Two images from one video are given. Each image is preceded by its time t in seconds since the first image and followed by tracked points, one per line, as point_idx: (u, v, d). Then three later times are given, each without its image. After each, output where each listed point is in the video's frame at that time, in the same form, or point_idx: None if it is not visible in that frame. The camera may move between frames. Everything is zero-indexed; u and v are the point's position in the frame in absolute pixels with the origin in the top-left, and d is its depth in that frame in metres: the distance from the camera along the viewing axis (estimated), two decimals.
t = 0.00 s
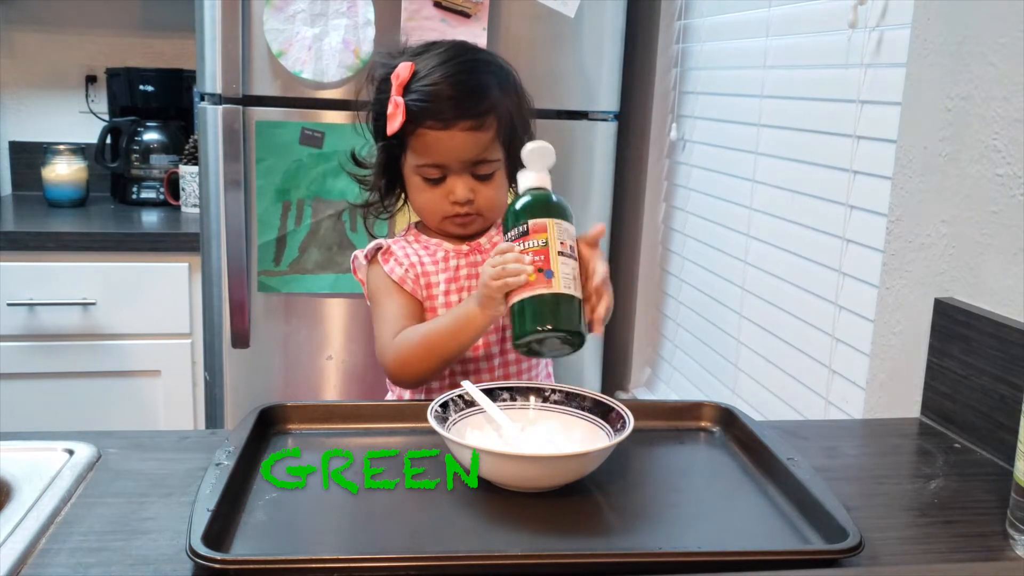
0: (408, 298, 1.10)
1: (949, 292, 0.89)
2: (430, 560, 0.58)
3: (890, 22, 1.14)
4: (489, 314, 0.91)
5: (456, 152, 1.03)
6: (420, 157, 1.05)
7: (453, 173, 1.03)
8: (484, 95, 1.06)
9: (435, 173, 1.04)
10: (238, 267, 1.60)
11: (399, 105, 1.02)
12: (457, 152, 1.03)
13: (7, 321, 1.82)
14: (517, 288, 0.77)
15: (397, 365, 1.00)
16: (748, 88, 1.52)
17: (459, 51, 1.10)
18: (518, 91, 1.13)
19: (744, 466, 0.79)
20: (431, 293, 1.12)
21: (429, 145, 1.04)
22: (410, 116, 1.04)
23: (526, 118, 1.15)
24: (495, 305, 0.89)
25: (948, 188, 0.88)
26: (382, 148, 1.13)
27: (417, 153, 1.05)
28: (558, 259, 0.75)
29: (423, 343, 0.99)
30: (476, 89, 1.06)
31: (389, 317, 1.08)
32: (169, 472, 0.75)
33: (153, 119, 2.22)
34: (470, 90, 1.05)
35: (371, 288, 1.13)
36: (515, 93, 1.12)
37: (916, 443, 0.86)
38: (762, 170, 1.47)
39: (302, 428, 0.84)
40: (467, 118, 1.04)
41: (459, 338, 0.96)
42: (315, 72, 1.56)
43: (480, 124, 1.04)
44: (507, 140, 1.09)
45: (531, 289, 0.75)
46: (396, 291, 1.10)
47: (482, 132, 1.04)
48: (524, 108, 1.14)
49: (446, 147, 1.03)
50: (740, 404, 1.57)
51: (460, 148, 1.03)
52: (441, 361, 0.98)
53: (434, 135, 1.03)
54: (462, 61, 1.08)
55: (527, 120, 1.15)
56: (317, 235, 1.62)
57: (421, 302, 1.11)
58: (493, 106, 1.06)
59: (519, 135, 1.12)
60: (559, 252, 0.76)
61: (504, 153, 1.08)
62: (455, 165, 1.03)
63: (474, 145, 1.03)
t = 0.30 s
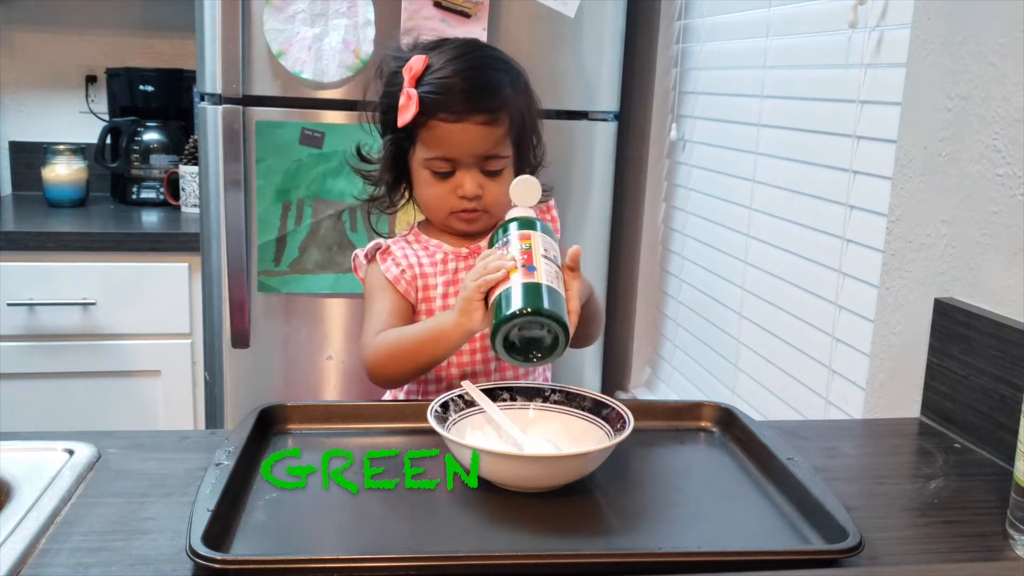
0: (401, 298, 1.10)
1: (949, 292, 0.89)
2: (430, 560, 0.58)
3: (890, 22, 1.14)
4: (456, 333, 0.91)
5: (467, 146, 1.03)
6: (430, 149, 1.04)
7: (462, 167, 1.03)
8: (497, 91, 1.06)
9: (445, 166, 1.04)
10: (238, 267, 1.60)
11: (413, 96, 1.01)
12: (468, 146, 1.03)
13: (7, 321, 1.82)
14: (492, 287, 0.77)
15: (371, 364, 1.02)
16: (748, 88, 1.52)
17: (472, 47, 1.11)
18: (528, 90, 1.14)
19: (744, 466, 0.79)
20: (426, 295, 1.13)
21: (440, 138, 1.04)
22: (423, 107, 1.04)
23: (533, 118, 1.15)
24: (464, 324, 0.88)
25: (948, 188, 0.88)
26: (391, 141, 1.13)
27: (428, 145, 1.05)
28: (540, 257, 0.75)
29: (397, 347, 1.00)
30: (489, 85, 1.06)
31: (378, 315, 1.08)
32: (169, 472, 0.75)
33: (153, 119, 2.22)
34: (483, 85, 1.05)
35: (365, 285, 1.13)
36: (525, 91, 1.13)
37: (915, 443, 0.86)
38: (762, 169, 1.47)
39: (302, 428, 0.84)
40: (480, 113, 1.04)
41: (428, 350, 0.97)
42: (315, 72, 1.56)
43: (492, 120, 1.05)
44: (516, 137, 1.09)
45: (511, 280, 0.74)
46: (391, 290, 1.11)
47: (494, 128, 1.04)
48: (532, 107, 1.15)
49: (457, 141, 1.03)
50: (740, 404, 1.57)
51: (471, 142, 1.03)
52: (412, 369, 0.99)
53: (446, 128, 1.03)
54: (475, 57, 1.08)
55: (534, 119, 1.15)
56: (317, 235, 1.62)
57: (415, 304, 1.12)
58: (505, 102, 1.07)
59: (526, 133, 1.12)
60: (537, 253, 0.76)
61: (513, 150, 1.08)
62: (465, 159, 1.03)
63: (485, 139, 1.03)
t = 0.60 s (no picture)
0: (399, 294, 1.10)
1: (949, 292, 0.89)
2: (429, 560, 0.58)
3: (890, 22, 1.14)
4: (425, 332, 0.89)
5: (468, 147, 1.03)
6: (430, 151, 1.04)
7: (463, 168, 1.03)
8: (498, 91, 1.06)
9: (445, 168, 1.03)
10: (238, 267, 1.60)
11: (410, 100, 1.02)
12: (469, 147, 1.03)
13: (7, 321, 1.82)
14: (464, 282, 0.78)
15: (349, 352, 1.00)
16: (748, 88, 1.52)
17: (471, 47, 1.11)
18: (528, 89, 1.14)
19: (744, 466, 0.79)
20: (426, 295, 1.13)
21: (441, 140, 1.04)
22: (422, 109, 1.04)
23: (533, 117, 1.16)
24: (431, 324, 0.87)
25: (948, 188, 0.88)
26: (389, 143, 1.12)
27: (428, 148, 1.04)
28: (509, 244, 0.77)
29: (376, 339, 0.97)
30: (490, 85, 1.06)
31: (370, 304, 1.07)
32: (169, 472, 0.75)
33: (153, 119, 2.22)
34: (483, 85, 1.05)
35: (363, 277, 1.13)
36: (525, 91, 1.13)
37: (915, 443, 0.86)
38: (761, 169, 1.47)
39: (303, 428, 0.84)
40: (480, 114, 1.04)
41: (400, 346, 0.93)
42: (315, 72, 1.56)
43: (494, 120, 1.05)
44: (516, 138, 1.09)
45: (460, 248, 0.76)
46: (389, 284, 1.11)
47: (495, 129, 1.04)
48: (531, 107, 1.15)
49: (457, 143, 1.03)
50: (740, 404, 1.57)
51: (472, 144, 1.03)
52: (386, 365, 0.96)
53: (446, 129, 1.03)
54: (474, 57, 1.08)
55: (533, 119, 1.15)
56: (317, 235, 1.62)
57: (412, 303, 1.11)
58: (506, 102, 1.07)
59: (526, 133, 1.13)
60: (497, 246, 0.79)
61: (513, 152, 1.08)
62: (465, 161, 1.03)
63: (486, 141, 1.04)
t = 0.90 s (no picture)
0: (395, 299, 1.10)
1: (950, 292, 0.89)
2: (429, 560, 0.58)
3: (890, 22, 1.14)
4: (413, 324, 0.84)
5: (461, 166, 1.02)
6: (422, 173, 1.03)
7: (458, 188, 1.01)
8: (489, 108, 1.06)
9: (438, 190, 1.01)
10: (238, 267, 1.60)
11: (400, 119, 1.01)
12: (462, 167, 1.02)
13: (7, 321, 1.82)
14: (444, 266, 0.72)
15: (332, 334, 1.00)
16: (748, 88, 1.52)
17: (460, 63, 1.10)
18: (521, 103, 1.13)
19: (744, 466, 0.79)
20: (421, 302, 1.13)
21: (432, 161, 1.02)
22: (413, 130, 1.03)
23: (528, 133, 1.15)
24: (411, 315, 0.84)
25: (948, 187, 0.88)
26: (382, 165, 1.12)
27: (419, 169, 1.03)
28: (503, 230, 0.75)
29: (359, 316, 0.96)
30: (481, 102, 1.05)
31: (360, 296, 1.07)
32: (169, 472, 0.75)
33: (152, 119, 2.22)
34: (474, 103, 1.05)
35: (357, 277, 1.13)
36: (518, 104, 1.12)
37: (916, 443, 0.86)
38: (761, 170, 1.47)
39: (303, 428, 0.83)
40: (472, 133, 1.03)
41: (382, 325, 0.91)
42: (314, 72, 1.55)
43: (486, 137, 1.04)
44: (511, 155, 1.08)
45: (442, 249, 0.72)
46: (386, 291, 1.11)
47: (488, 147, 1.03)
48: (525, 120, 1.14)
49: (450, 163, 1.02)
50: (740, 404, 1.57)
51: (465, 162, 1.02)
52: (366, 344, 0.94)
53: (439, 149, 1.02)
54: (464, 75, 1.08)
55: (527, 131, 1.14)
56: (317, 235, 1.62)
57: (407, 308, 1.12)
58: (500, 118, 1.06)
59: (521, 147, 1.12)
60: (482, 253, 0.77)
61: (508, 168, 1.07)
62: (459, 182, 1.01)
63: (479, 159, 1.02)
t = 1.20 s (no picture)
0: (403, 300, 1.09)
1: (950, 292, 0.89)
2: (428, 560, 0.58)
3: (890, 22, 1.14)
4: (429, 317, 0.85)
5: (475, 179, 1.02)
6: (436, 184, 1.03)
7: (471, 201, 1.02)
8: (502, 120, 1.05)
9: (452, 201, 1.03)
10: (238, 267, 1.60)
11: (415, 130, 0.99)
12: (475, 179, 1.02)
13: (7, 321, 1.82)
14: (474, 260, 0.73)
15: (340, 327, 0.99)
16: (749, 88, 1.52)
17: (472, 71, 1.09)
18: (532, 111, 1.13)
19: (744, 466, 0.79)
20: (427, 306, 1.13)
21: (446, 173, 1.03)
22: (427, 141, 1.03)
23: (539, 140, 1.15)
24: (432, 306, 0.85)
25: (948, 187, 0.88)
26: (393, 172, 1.11)
27: (433, 180, 1.03)
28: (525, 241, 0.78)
29: (372, 306, 0.96)
30: (495, 113, 1.05)
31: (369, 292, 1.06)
32: (169, 472, 0.75)
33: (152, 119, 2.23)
34: (488, 114, 1.04)
35: (365, 277, 1.12)
36: (529, 113, 1.12)
37: (916, 443, 0.86)
38: (762, 170, 1.47)
39: (303, 429, 0.83)
40: (485, 146, 1.03)
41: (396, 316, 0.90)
42: (314, 72, 1.56)
43: (500, 150, 1.04)
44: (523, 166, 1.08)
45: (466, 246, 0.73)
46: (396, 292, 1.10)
47: (502, 159, 1.03)
48: (536, 127, 1.14)
49: (463, 176, 1.02)
50: (740, 404, 1.57)
51: (479, 176, 1.02)
52: (377, 336, 0.93)
53: (453, 161, 1.02)
54: (477, 84, 1.07)
55: (539, 139, 1.14)
56: (317, 235, 1.62)
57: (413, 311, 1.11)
58: (512, 130, 1.06)
59: (532, 155, 1.12)
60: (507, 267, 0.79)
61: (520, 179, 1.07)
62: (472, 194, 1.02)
63: (493, 172, 1.03)
